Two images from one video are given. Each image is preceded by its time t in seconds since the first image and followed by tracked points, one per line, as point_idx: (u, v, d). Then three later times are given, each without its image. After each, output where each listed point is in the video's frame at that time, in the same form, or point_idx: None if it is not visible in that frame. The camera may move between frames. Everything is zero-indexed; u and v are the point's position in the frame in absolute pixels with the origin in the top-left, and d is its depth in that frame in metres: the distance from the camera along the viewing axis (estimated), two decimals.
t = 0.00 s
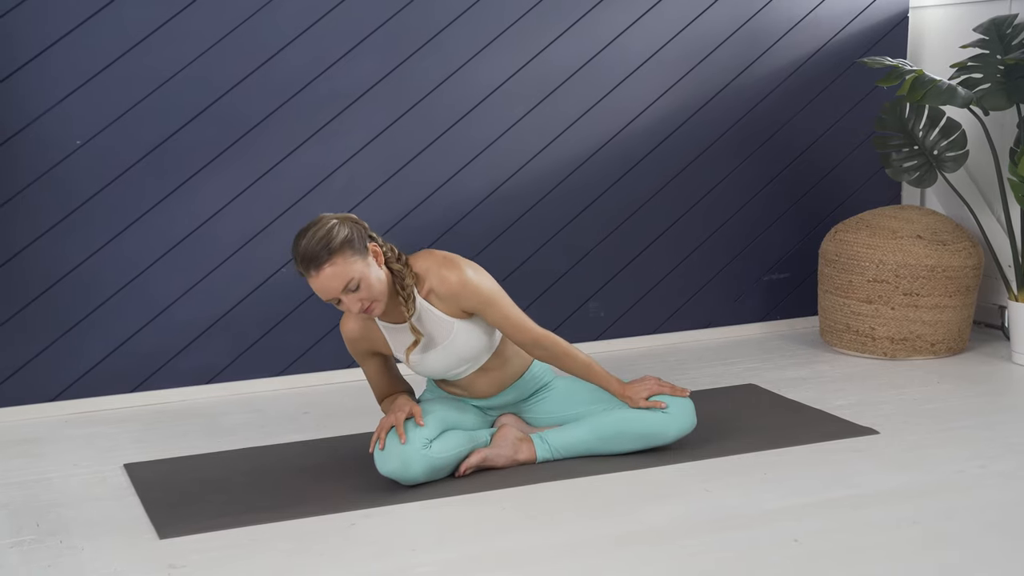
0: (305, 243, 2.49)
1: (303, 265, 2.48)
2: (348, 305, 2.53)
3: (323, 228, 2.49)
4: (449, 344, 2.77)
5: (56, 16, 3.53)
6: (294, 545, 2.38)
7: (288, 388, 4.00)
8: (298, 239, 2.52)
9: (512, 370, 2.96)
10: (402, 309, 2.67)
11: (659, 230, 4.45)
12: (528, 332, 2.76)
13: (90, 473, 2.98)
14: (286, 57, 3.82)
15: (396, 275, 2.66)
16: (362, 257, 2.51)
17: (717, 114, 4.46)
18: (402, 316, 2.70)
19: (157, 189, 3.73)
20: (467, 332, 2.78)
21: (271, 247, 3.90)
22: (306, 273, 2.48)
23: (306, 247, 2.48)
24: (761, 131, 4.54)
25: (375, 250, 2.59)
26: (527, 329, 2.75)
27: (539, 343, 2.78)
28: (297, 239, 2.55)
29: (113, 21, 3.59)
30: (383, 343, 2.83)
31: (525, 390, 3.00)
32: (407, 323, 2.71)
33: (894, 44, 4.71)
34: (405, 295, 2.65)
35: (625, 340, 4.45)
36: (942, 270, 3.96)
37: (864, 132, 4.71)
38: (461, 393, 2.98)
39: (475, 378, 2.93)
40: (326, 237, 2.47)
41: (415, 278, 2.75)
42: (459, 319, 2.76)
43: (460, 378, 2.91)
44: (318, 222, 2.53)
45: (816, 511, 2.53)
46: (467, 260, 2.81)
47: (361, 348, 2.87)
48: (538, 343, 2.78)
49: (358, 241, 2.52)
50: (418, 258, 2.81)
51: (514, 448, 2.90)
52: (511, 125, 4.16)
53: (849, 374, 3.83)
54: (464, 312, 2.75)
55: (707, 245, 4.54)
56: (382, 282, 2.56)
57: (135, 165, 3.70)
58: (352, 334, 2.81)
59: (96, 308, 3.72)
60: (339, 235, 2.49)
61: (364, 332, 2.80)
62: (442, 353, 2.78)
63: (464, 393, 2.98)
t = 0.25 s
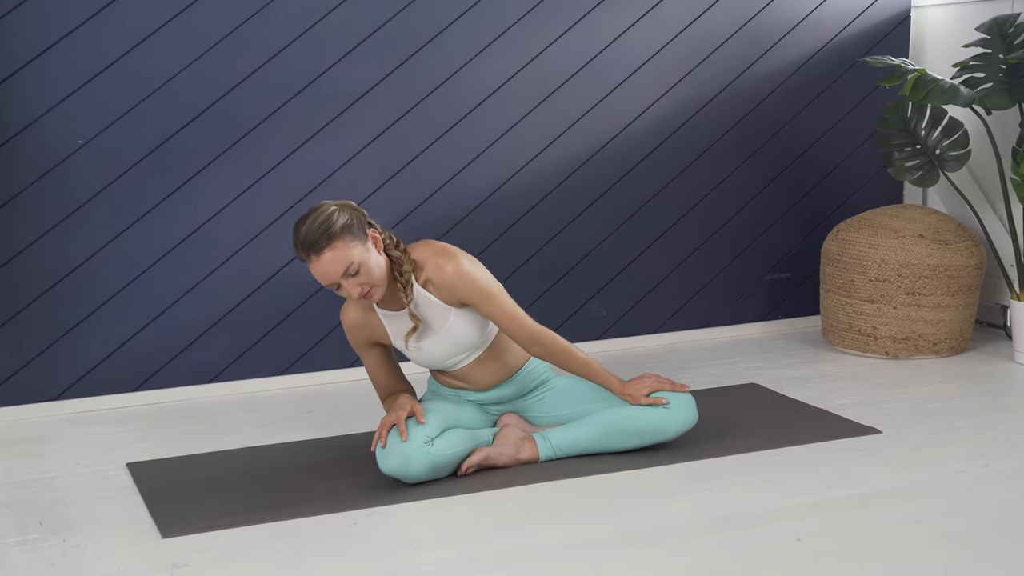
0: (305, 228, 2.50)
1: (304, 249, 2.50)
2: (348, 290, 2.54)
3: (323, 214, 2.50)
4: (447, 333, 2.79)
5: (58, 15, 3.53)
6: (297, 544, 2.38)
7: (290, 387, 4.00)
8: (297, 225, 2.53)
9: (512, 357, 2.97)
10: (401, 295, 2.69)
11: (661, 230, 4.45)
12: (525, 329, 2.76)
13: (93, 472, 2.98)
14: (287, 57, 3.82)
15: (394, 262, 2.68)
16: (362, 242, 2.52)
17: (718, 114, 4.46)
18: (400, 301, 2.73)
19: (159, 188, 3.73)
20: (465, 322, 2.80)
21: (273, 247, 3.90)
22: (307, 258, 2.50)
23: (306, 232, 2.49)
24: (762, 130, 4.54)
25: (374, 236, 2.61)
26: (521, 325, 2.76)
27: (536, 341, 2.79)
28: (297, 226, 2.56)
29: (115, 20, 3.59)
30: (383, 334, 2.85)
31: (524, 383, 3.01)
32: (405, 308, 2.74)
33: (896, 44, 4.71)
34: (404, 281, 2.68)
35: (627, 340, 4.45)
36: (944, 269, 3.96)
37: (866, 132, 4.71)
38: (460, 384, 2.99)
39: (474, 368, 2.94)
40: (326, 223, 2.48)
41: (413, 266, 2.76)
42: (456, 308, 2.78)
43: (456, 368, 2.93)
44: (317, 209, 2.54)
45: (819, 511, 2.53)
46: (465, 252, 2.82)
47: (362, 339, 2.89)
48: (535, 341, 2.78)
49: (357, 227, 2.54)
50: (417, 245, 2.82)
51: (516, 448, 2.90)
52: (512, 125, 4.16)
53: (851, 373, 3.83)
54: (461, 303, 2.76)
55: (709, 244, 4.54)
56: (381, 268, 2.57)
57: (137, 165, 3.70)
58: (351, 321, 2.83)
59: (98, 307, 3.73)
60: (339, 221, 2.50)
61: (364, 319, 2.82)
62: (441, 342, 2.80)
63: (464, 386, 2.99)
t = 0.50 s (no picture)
0: (306, 218, 2.51)
1: (305, 239, 2.50)
2: (348, 280, 2.55)
3: (324, 204, 2.51)
4: (445, 325, 2.79)
5: (61, 15, 3.53)
6: (300, 545, 2.38)
7: (292, 387, 4.00)
8: (298, 215, 2.55)
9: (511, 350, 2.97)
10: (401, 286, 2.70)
11: (663, 230, 4.45)
12: (526, 323, 2.77)
13: (95, 472, 2.98)
14: (290, 57, 3.82)
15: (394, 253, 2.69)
16: (363, 232, 2.53)
17: (721, 114, 4.46)
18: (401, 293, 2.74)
19: (161, 188, 3.73)
20: (464, 315, 2.81)
21: (275, 247, 3.91)
22: (307, 248, 2.51)
23: (308, 222, 2.50)
24: (765, 130, 4.54)
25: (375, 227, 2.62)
26: (519, 318, 2.76)
27: (536, 335, 2.79)
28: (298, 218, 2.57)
29: (118, 20, 3.60)
30: (384, 329, 2.86)
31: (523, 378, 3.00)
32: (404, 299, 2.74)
33: (898, 44, 4.71)
34: (403, 271, 2.69)
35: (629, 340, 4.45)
36: (946, 270, 3.96)
37: (868, 132, 4.71)
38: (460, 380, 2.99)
39: (474, 362, 2.93)
40: (327, 213, 2.50)
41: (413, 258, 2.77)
42: (456, 300, 2.79)
43: (455, 362, 2.93)
44: (318, 200, 2.55)
45: (821, 511, 2.53)
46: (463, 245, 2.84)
47: (363, 334, 2.90)
48: (535, 335, 2.79)
49: (358, 217, 2.55)
50: (416, 238, 2.84)
51: (518, 448, 2.90)
52: (515, 125, 4.16)
53: (853, 374, 3.83)
54: (460, 295, 2.77)
55: (710, 245, 4.54)
56: (381, 259, 2.58)
57: (140, 165, 3.70)
58: (352, 315, 2.85)
59: (101, 308, 3.73)
60: (340, 212, 2.51)
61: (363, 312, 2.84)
62: (440, 335, 2.81)
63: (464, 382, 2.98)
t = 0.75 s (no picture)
0: (309, 215, 2.52)
1: (307, 236, 2.51)
2: (350, 276, 2.56)
3: (326, 201, 2.53)
4: (447, 322, 2.80)
5: (65, 15, 3.53)
6: (304, 545, 2.38)
7: (295, 387, 4.00)
8: (301, 212, 2.56)
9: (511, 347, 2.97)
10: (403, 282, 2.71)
11: (666, 230, 4.45)
12: (527, 322, 2.77)
13: (99, 472, 2.98)
14: (294, 56, 3.83)
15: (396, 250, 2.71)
16: (365, 228, 2.54)
17: (723, 114, 4.46)
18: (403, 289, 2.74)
19: (165, 188, 3.74)
20: (466, 313, 2.82)
21: (279, 247, 3.91)
22: (310, 244, 2.52)
23: (310, 219, 2.51)
24: (768, 130, 4.54)
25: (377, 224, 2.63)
26: (521, 316, 2.76)
27: (538, 334, 2.79)
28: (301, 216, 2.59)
29: (121, 21, 3.60)
30: (387, 327, 2.86)
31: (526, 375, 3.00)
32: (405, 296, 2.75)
33: (901, 44, 4.71)
34: (405, 268, 2.70)
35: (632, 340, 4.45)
36: (949, 270, 3.96)
37: (870, 132, 4.71)
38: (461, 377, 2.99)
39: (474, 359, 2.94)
40: (329, 209, 2.51)
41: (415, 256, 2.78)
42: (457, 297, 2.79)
43: (457, 360, 2.93)
44: (320, 197, 2.56)
45: (825, 511, 2.53)
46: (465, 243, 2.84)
47: (365, 333, 2.90)
48: (537, 334, 2.79)
49: (360, 213, 2.56)
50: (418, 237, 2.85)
51: (521, 448, 2.90)
52: (518, 125, 4.16)
53: (856, 374, 3.83)
54: (461, 292, 2.77)
55: (713, 245, 4.54)
56: (384, 255, 2.59)
57: (143, 164, 3.70)
58: (355, 314, 2.85)
59: (104, 308, 3.73)
60: (342, 208, 2.53)
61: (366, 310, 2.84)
62: (441, 333, 2.81)
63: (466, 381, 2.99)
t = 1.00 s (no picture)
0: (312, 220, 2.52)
1: (310, 240, 2.51)
2: (353, 281, 2.56)
3: (330, 205, 2.52)
4: (451, 326, 2.79)
5: (69, 15, 3.54)
6: (308, 544, 2.38)
7: (298, 387, 4.00)
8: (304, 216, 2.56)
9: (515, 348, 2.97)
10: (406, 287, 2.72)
11: (668, 230, 4.45)
12: (530, 324, 2.77)
13: (103, 472, 2.99)
14: (297, 56, 3.83)
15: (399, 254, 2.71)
16: (368, 233, 2.54)
17: (726, 114, 4.46)
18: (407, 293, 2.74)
19: (168, 188, 3.74)
20: (470, 318, 2.81)
21: (282, 247, 3.91)
22: (313, 249, 2.52)
23: (313, 223, 2.51)
24: (771, 131, 4.54)
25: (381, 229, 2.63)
26: (525, 319, 2.76)
27: (541, 336, 2.79)
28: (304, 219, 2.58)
29: (125, 20, 3.60)
30: (390, 328, 2.87)
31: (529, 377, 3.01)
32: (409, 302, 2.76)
33: (904, 44, 4.71)
34: (409, 273, 2.70)
35: (636, 340, 4.45)
36: (952, 270, 3.96)
37: (874, 132, 4.71)
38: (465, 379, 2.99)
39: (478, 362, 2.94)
40: (332, 214, 2.51)
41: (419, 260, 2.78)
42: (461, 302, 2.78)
43: (462, 362, 2.93)
44: (324, 201, 2.56)
45: (830, 511, 2.53)
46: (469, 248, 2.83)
47: (369, 334, 2.91)
48: (540, 336, 2.79)
49: (363, 218, 2.55)
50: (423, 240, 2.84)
51: (525, 448, 2.90)
52: (521, 125, 4.16)
53: (860, 374, 3.83)
54: (465, 297, 2.77)
55: (717, 245, 4.54)
56: (387, 260, 2.59)
57: (147, 164, 3.70)
58: (359, 316, 2.86)
59: (108, 308, 3.73)
60: (345, 212, 2.52)
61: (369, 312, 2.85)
62: (444, 338, 2.81)
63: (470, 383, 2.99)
